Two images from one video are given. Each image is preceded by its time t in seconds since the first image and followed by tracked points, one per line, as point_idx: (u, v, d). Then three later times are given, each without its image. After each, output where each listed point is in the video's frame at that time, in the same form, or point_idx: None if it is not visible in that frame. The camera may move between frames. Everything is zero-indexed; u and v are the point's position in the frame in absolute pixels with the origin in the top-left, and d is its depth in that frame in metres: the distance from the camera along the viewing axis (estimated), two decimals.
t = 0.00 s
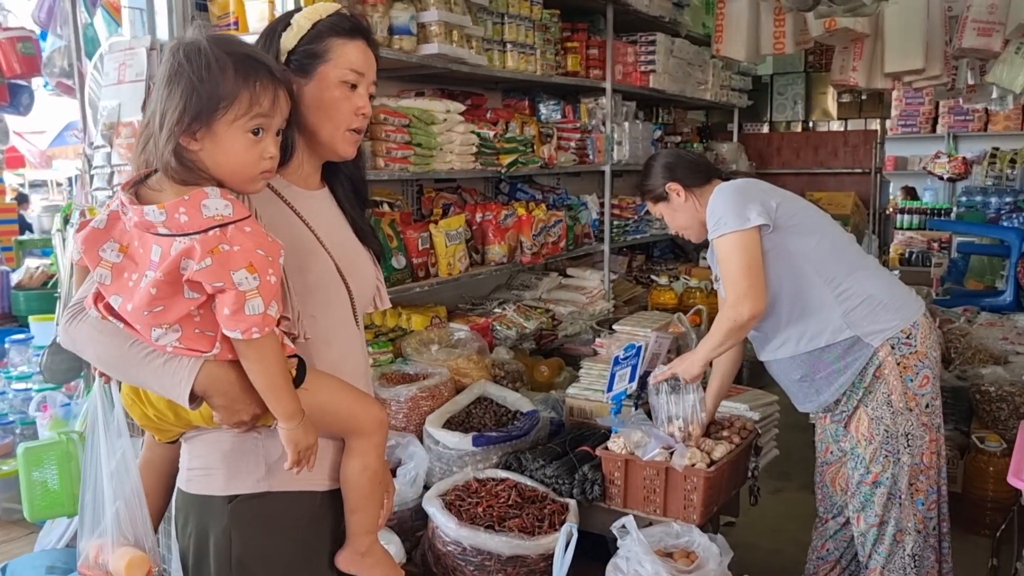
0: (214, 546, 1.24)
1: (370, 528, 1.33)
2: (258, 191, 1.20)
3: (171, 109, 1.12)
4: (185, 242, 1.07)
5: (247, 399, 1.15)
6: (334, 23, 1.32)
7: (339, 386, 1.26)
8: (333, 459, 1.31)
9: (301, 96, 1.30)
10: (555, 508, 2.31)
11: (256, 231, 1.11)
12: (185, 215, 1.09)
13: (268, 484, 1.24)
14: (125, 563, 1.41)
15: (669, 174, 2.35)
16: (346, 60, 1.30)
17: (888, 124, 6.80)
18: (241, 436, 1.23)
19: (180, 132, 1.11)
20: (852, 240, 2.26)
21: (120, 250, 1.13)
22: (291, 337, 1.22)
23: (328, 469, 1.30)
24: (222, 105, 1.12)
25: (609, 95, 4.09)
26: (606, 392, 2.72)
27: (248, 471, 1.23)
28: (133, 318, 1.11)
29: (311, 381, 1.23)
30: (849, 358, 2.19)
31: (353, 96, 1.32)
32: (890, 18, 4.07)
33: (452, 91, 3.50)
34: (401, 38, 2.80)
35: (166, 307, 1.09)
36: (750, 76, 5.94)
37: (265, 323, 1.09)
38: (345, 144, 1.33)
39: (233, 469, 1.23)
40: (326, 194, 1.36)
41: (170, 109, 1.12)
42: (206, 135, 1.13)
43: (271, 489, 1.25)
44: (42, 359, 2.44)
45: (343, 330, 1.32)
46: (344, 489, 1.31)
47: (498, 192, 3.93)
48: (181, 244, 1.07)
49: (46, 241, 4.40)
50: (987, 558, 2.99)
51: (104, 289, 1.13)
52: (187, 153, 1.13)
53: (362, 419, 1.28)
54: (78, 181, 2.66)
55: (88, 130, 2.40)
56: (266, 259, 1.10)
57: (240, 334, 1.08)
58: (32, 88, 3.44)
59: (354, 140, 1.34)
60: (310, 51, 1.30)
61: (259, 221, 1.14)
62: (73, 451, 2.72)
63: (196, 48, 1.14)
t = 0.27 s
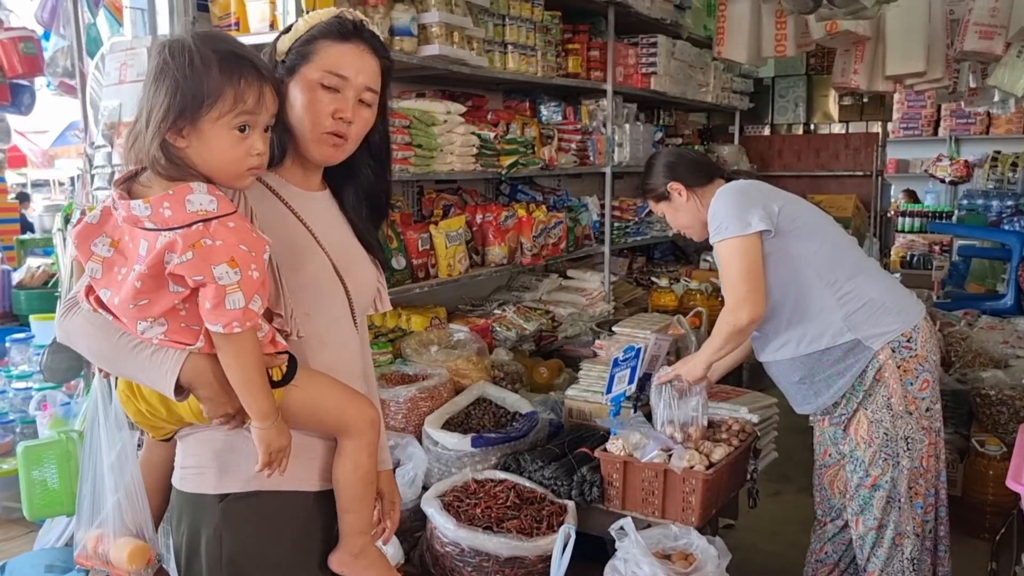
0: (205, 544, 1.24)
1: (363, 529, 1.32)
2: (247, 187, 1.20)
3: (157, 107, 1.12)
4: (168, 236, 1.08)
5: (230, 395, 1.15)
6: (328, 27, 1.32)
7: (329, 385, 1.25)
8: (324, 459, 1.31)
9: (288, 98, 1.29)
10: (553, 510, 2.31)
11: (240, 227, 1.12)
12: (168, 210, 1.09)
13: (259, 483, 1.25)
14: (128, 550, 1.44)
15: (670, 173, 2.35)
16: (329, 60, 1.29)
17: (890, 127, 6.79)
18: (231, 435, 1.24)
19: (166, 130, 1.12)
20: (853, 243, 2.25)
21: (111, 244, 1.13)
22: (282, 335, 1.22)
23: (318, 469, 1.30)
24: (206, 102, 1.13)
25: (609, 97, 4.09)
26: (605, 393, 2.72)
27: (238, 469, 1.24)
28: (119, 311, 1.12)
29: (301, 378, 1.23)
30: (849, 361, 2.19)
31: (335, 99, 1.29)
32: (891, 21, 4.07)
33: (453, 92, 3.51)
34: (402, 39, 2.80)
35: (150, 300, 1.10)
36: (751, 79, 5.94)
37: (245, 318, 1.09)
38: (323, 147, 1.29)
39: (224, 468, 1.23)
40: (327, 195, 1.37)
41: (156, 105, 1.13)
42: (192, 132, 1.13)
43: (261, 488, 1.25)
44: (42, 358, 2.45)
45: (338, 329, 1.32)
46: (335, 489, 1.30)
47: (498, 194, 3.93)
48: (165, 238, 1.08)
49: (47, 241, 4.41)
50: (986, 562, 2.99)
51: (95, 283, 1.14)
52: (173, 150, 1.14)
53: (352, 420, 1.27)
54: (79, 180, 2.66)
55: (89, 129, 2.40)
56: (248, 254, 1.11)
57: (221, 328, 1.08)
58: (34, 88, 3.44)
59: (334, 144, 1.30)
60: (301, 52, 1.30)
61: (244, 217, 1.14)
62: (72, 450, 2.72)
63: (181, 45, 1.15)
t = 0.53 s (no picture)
0: (199, 545, 1.25)
1: (352, 533, 1.31)
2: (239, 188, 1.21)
3: (150, 110, 1.13)
4: (158, 235, 1.09)
5: (219, 392, 1.15)
6: (328, 36, 1.33)
7: (320, 388, 1.25)
8: (315, 463, 1.31)
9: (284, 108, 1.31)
10: (556, 514, 2.31)
11: (230, 227, 1.13)
12: (159, 210, 1.10)
13: (250, 485, 1.25)
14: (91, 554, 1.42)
15: (674, 177, 2.36)
16: (318, 68, 1.30)
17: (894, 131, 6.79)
18: (224, 436, 1.24)
19: (160, 132, 1.13)
20: (856, 248, 2.25)
21: (108, 244, 1.14)
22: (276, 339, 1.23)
23: (309, 472, 1.30)
24: (198, 104, 1.14)
25: (613, 100, 4.10)
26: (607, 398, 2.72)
27: (230, 471, 1.24)
28: (112, 308, 1.13)
29: (292, 380, 1.23)
30: (852, 365, 2.19)
31: (323, 108, 1.29)
32: (895, 25, 4.07)
33: (457, 96, 3.52)
34: (406, 43, 2.81)
35: (142, 298, 1.11)
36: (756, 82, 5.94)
37: (232, 317, 1.10)
38: (303, 154, 1.29)
39: (216, 469, 1.24)
40: (332, 202, 1.38)
41: (149, 107, 1.14)
42: (185, 134, 1.14)
43: (253, 490, 1.25)
44: (48, 360, 2.46)
45: (337, 333, 1.33)
46: (325, 493, 1.30)
47: (502, 197, 3.94)
48: (154, 237, 1.09)
49: (53, 243, 4.43)
50: (990, 567, 2.99)
51: (91, 281, 1.15)
52: (167, 151, 1.15)
53: (342, 422, 1.27)
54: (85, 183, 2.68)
55: (96, 133, 2.42)
56: (236, 254, 1.12)
57: (207, 326, 1.09)
58: (41, 91, 3.46)
59: (313, 152, 1.29)
60: (302, 59, 1.32)
61: (234, 218, 1.16)
62: (78, 452, 2.72)
63: (174, 49, 1.16)
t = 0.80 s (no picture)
0: (197, 545, 1.26)
1: (347, 536, 1.30)
2: (234, 186, 1.21)
3: (139, 110, 1.14)
4: (145, 233, 1.09)
5: (206, 391, 1.14)
6: (336, 40, 1.34)
7: (317, 388, 1.25)
8: (308, 465, 1.30)
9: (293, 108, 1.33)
10: (561, 516, 2.30)
11: (216, 224, 1.13)
12: (147, 208, 1.11)
13: (246, 485, 1.25)
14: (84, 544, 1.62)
15: (680, 181, 2.35)
16: (322, 72, 1.31)
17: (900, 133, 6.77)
18: (221, 436, 1.24)
19: (151, 132, 1.14)
20: (862, 251, 2.24)
21: (105, 245, 1.13)
22: (275, 339, 1.23)
23: (301, 475, 1.29)
24: (188, 102, 1.14)
25: (619, 102, 4.10)
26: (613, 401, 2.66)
27: (226, 471, 1.24)
28: (104, 305, 1.13)
29: (287, 380, 1.23)
30: (860, 369, 2.18)
31: (325, 110, 1.29)
32: (901, 27, 4.05)
33: (463, 98, 3.53)
34: (412, 44, 2.81)
35: (132, 296, 1.11)
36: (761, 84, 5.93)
37: (216, 313, 1.10)
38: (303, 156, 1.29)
39: (214, 469, 1.24)
40: (341, 205, 1.38)
41: (139, 107, 1.14)
42: (176, 132, 1.15)
43: (249, 491, 1.25)
44: (53, 360, 2.47)
45: (338, 335, 1.32)
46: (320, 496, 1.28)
47: (507, 199, 3.94)
48: (141, 235, 1.09)
49: (60, 244, 4.45)
50: (996, 571, 2.98)
51: (88, 280, 1.16)
52: (159, 151, 1.15)
53: (337, 423, 1.26)
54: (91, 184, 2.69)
55: (102, 134, 2.43)
56: (221, 251, 1.12)
57: (192, 323, 1.09)
58: (48, 92, 3.47)
59: (312, 153, 1.29)
60: (309, 61, 1.34)
61: (222, 215, 1.15)
62: (83, 452, 2.73)
63: (163, 49, 1.16)
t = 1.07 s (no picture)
0: (202, 542, 1.27)
1: (349, 536, 1.30)
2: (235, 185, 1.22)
3: (138, 112, 1.15)
4: (142, 234, 1.10)
5: (206, 390, 1.15)
6: (346, 42, 1.34)
7: (320, 387, 1.25)
8: (310, 465, 1.30)
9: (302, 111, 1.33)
10: (567, 518, 2.31)
11: (213, 225, 1.13)
12: (146, 209, 1.12)
13: (250, 485, 1.25)
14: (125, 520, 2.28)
15: (684, 188, 2.35)
16: (330, 73, 1.31)
17: (907, 135, 6.75)
18: (227, 435, 1.24)
19: (151, 133, 1.14)
20: (868, 254, 2.24)
21: (111, 246, 1.14)
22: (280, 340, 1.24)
23: (303, 476, 1.29)
24: (184, 103, 1.15)
25: (625, 104, 4.10)
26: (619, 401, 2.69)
27: (230, 470, 1.25)
28: (107, 305, 1.14)
29: (290, 380, 1.23)
30: (867, 371, 2.18)
31: (333, 111, 1.30)
32: (909, 29, 4.05)
33: (470, 99, 3.53)
34: (420, 46, 2.82)
35: (133, 296, 1.12)
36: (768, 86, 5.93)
37: (212, 313, 1.11)
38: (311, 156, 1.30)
39: (219, 467, 1.25)
40: (351, 206, 1.39)
41: (137, 109, 1.15)
42: (174, 133, 1.15)
43: (252, 490, 1.25)
44: (62, 360, 2.48)
45: (344, 336, 1.33)
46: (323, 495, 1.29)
47: (513, 201, 3.94)
48: (140, 236, 1.10)
49: (67, 245, 4.46)
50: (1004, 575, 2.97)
51: (98, 279, 1.16)
52: (159, 152, 1.16)
53: (339, 422, 1.26)
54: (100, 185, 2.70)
55: (111, 136, 2.44)
56: (217, 251, 1.12)
57: (190, 322, 1.10)
58: (56, 93, 3.48)
59: (321, 155, 1.29)
60: (320, 62, 1.35)
61: (221, 215, 1.16)
62: (91, 452, 2.73)
63: (161, 51, 1.17)
